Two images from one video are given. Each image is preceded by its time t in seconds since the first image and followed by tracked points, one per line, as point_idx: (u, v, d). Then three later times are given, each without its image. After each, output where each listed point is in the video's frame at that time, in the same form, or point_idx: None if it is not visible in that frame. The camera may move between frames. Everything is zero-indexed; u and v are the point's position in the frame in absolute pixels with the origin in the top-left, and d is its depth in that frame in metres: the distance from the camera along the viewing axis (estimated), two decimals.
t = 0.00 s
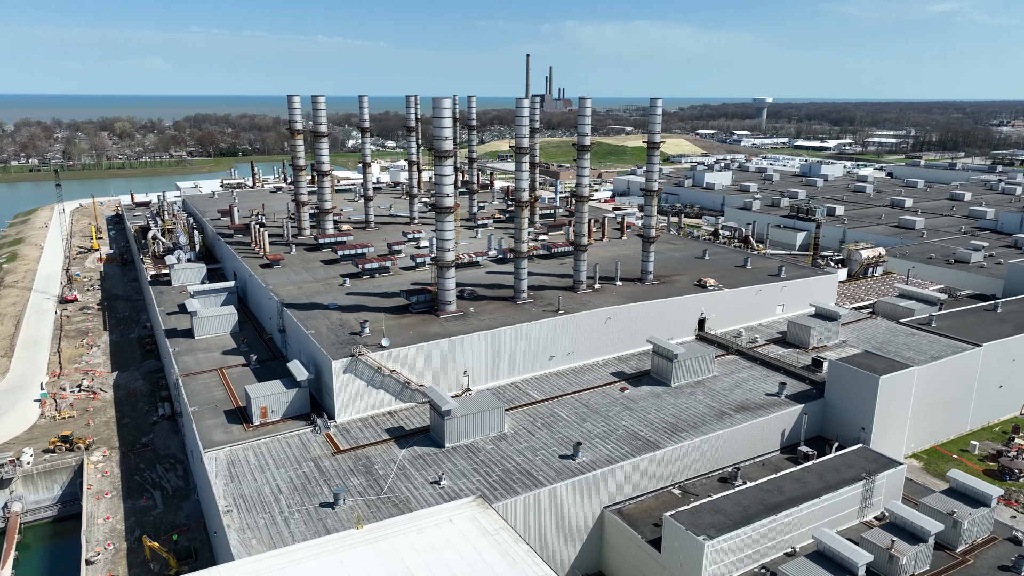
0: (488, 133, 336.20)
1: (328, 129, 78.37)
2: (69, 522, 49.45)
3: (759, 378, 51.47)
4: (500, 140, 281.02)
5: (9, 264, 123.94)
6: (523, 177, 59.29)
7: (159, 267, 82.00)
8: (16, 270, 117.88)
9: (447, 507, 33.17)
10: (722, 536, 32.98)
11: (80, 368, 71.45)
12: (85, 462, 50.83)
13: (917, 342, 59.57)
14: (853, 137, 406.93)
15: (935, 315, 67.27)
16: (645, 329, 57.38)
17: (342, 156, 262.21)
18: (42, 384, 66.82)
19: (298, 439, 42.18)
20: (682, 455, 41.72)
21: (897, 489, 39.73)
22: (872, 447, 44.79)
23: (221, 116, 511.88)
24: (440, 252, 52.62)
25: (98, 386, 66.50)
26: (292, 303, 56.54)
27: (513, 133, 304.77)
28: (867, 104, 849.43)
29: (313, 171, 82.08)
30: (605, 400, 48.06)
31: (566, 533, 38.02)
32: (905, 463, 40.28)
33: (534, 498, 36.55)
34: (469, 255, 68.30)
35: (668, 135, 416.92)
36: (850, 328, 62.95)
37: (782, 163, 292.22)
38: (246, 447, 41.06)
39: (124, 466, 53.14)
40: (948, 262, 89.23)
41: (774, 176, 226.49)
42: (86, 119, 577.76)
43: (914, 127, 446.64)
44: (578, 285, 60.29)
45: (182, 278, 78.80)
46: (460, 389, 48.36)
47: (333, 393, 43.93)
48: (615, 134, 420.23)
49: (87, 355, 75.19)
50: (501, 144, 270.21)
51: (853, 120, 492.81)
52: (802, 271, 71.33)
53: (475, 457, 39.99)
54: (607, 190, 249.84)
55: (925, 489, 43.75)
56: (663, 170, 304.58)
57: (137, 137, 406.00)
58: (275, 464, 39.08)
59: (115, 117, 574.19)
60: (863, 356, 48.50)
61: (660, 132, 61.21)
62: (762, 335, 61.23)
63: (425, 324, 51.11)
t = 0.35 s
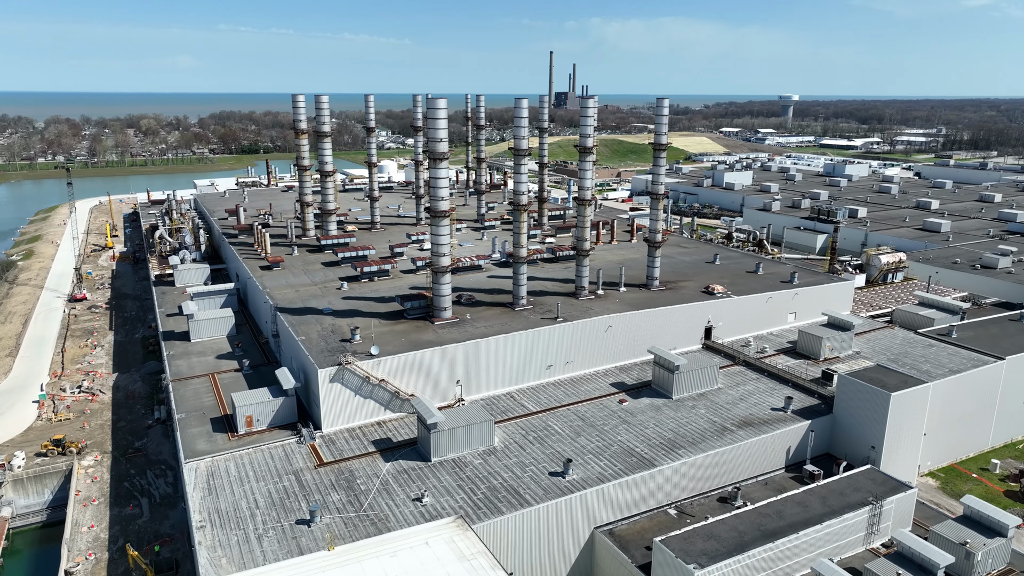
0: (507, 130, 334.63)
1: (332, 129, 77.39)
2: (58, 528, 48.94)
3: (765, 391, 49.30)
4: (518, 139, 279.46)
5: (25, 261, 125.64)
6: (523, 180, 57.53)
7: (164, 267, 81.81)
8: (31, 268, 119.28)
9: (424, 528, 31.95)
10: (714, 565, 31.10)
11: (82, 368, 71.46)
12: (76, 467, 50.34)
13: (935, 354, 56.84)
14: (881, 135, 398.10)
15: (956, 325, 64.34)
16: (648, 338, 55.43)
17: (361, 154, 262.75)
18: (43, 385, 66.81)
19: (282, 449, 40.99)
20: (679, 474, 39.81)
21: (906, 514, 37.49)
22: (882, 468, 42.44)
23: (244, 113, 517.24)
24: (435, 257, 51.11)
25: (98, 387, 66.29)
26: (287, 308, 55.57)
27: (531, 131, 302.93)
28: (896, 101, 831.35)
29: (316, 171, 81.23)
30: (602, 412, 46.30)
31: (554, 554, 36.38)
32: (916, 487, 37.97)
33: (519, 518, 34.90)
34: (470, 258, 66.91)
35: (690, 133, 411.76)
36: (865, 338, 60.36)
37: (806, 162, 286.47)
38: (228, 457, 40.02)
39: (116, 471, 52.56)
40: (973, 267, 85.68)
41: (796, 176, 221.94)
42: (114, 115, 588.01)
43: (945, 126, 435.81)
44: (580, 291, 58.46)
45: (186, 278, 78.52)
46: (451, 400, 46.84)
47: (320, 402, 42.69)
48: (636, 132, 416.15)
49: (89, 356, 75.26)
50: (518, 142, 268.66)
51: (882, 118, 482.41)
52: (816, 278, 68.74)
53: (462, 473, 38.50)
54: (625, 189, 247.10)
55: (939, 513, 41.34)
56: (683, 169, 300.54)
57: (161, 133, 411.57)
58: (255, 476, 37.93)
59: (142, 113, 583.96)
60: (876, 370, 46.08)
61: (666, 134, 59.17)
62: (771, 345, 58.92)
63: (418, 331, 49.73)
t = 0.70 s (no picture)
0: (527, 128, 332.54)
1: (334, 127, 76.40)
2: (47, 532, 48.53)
3: (769, 404, 47.24)
4: (536, 137, 277.49)
5: (40, 258, 127.11)
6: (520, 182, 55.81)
7: (168, 267, 81.68)
8: (46, 265, 120.63)
9: (396, 549, 31.04)
10: None
11: (83, 369, 71.43)
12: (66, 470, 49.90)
13: (953, 366, 54.13)
14: (910, 133, 388.68)
15: (976, 335, 61.45)
16: (649, 346, 53.65)
17: (379, 150, 262.72)
18: (43, 385, 66.90)
19: (264, 459, 39.96)
20: (672, 493, 37.99)
21: (912, 542, 35.38)
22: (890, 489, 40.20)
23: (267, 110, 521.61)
24: (429, 261, 49.70)
25: (97, 388, 66.13)
26: (280, 311, 54.67)
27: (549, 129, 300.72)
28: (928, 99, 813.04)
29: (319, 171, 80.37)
30: (596, 425, 44.62)
31: None
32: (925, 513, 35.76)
33: (500, 538, 33.33)
34: (471, 261, 65.55)
35: (713, 131, 405.96)
36: (878, 348, 57.84)
37: (831, 161, 280.35)
38: (208, 467, 39.09)
39: (107, 475, 52.11)
40: (1000, 273, 82.08)
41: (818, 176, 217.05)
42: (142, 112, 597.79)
43: (978, 123, 424.18)
44: (581, 296, 56.68)
45: (189, 278, 78.28)
46: (442, 409, 45.49)
47: (304, 411, 41.62)
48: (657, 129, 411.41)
49: (92, 355, 75.29)
50: (536, 140, 266.78)
51: (911, 116, 471.13)
52: (830, 284, 66.19)
53: (444, 488, 37.06)
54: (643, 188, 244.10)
55: (950, 539, 39.01)
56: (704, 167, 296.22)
57: (185, 130, 416.43)
58: (233, 488, 36.89)
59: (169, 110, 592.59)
60: (886, 384, 43.76)
61: (672, 134, 57.14)
62: (779, 355, 56.70)
63: (409, 337, 48.49)
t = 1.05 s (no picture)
0: (545, 126, 330.33)
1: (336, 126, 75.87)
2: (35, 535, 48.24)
3: (770, 418, 45.29)
4: (553, 135, 275.27)
5: (55, 255, 128.44)
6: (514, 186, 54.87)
7: (171, 267, 81.56)
8: (61, 262, 121.90)
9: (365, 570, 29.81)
10: None
11: (84, 369, 71.49)
12: (55, 473, 49.57)
13: (969, 380, 51.60)
14: (940, 131, 378.97)
15: (995, 346, 58.68)
16: (649, 355, 51.90)
17: (397, 147, 262.51)
18: (44, 385, 67.04)
19: (243, 469, 39.04)
20: (661, 512, 36.29)
21: (916, 571, 33.37)
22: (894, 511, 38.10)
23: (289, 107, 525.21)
24: (420, 265, 48.37)
25: (96, 389, 66.04)
26: (272, 314, 53.88)
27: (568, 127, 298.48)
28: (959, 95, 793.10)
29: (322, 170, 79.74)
30: (588, 437, 43.10)
31: None
32: (929, 540, 33.69)
33: (475, 559, 31.94)
34: (470, 264, 64.29)
35: (735, 128, 399.95)
36: (891, 359, 55.42)
37: (856, 160, 274.16)
38: (186, 476, 38.25)
39: (97, 479, 51.74)
40: None
41: (841, 176, 212.26)
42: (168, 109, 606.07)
43: (1012, 122, 412.29)
44: (579, 302, 55.00)
45: (191, 278, 78.05)
46: (429, 419, 44.26)
47: (286, 419, 40.59)
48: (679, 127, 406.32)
49: (94, 355, 75.39)
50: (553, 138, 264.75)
51: (942, 113, 459.66)
52: (841, 291, 63.78)
53: (424, 503, 35.80)
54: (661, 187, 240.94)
55: (958, 567, 36.90)
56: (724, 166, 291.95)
57: (208, 126, 420.42)
58: (208, 500, 35.99)
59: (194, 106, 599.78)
60: (893, 400, 41.58)
61: (675, 134, 55.27)
62: (785, 365, 54.57)
63: (399, 344, 47.31)
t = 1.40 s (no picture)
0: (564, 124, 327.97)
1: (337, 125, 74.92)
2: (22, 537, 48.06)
3: (769, 433, 43.45)
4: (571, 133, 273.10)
5: (69, 252, 129.93)
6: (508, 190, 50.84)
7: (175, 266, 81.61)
8: (74, 259, 123.19)
9: None
10: None
11: (84, 368, 71.62)
12: (43, 476, 49.39)
13: (983, 395, 49.15)
14: (971, 129, 369.18)
15: (1013, 359, 56.02)
16: (645, 364, 50.23)
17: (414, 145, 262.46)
18: (43, 384, 67.27)
19: (220, 478, 38.22)
20: (647, 533, 34.73)
21: None
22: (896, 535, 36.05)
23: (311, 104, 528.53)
24: (409, 270, 47.18)
25: (94, 388, 66.09)
26: (262, 318, 53.15)
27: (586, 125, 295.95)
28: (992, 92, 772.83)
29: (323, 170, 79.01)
30: (577, 450, 41.62)
31: None
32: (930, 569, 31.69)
33: None
34: (468, 267, 63.08)
35: (758, 126, 393.76)
36: (901, 371, 53.08)
37: (881, 159, 267.93)
38: (162, 485, 37.53)
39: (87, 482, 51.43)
40: None
41: (864, 176, 207.47)
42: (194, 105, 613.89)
43: None
44: (575, 308, 53.44)
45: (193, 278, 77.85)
46: (415, 429, 43.13)
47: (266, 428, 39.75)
48: (700, 125, 401.30)
49: (96, 354, 75.61)
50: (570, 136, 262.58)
51: (974, 111, 447.81)
52: (852, 298, 61.41)
53: (400, 519, 34.62)
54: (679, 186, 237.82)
55: None
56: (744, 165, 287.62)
57: (230, 123, 424.57)
58: (181, 511, 35.17)
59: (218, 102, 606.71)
60: (897, 416, 39.55)
61: (676, 136, 53.72)
62: (789, 376, 52.51)
63: (386, 351, 46.16)
